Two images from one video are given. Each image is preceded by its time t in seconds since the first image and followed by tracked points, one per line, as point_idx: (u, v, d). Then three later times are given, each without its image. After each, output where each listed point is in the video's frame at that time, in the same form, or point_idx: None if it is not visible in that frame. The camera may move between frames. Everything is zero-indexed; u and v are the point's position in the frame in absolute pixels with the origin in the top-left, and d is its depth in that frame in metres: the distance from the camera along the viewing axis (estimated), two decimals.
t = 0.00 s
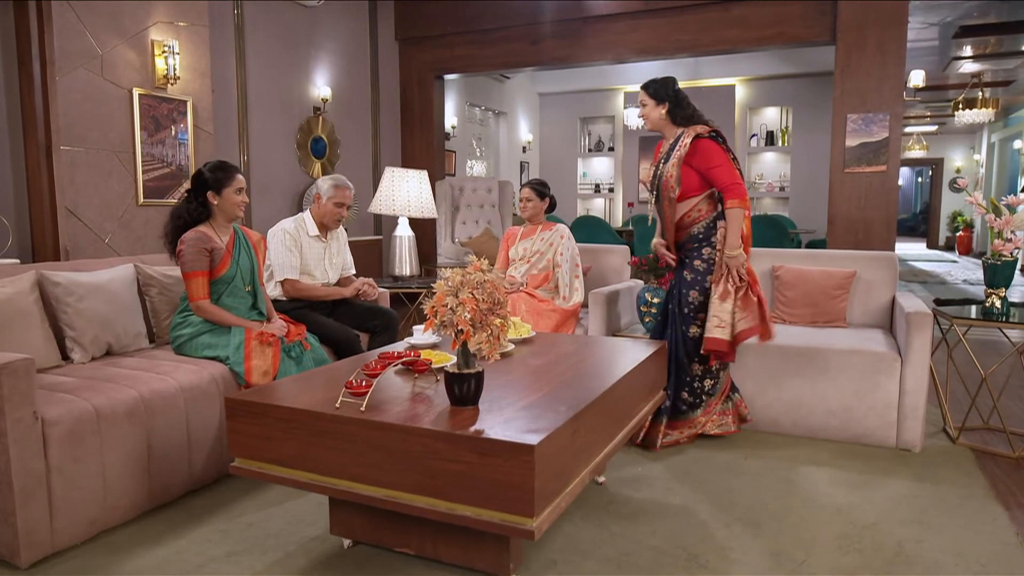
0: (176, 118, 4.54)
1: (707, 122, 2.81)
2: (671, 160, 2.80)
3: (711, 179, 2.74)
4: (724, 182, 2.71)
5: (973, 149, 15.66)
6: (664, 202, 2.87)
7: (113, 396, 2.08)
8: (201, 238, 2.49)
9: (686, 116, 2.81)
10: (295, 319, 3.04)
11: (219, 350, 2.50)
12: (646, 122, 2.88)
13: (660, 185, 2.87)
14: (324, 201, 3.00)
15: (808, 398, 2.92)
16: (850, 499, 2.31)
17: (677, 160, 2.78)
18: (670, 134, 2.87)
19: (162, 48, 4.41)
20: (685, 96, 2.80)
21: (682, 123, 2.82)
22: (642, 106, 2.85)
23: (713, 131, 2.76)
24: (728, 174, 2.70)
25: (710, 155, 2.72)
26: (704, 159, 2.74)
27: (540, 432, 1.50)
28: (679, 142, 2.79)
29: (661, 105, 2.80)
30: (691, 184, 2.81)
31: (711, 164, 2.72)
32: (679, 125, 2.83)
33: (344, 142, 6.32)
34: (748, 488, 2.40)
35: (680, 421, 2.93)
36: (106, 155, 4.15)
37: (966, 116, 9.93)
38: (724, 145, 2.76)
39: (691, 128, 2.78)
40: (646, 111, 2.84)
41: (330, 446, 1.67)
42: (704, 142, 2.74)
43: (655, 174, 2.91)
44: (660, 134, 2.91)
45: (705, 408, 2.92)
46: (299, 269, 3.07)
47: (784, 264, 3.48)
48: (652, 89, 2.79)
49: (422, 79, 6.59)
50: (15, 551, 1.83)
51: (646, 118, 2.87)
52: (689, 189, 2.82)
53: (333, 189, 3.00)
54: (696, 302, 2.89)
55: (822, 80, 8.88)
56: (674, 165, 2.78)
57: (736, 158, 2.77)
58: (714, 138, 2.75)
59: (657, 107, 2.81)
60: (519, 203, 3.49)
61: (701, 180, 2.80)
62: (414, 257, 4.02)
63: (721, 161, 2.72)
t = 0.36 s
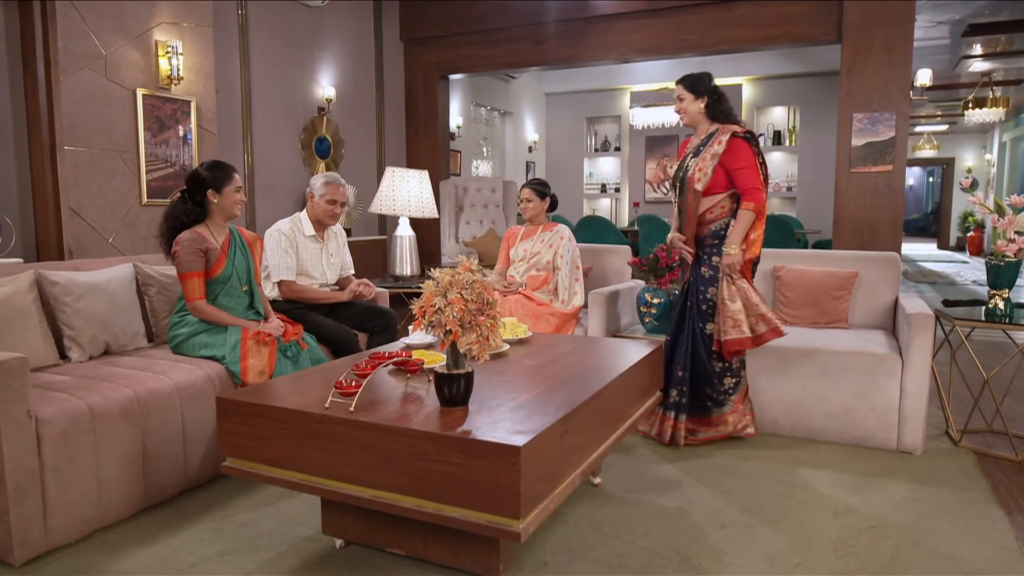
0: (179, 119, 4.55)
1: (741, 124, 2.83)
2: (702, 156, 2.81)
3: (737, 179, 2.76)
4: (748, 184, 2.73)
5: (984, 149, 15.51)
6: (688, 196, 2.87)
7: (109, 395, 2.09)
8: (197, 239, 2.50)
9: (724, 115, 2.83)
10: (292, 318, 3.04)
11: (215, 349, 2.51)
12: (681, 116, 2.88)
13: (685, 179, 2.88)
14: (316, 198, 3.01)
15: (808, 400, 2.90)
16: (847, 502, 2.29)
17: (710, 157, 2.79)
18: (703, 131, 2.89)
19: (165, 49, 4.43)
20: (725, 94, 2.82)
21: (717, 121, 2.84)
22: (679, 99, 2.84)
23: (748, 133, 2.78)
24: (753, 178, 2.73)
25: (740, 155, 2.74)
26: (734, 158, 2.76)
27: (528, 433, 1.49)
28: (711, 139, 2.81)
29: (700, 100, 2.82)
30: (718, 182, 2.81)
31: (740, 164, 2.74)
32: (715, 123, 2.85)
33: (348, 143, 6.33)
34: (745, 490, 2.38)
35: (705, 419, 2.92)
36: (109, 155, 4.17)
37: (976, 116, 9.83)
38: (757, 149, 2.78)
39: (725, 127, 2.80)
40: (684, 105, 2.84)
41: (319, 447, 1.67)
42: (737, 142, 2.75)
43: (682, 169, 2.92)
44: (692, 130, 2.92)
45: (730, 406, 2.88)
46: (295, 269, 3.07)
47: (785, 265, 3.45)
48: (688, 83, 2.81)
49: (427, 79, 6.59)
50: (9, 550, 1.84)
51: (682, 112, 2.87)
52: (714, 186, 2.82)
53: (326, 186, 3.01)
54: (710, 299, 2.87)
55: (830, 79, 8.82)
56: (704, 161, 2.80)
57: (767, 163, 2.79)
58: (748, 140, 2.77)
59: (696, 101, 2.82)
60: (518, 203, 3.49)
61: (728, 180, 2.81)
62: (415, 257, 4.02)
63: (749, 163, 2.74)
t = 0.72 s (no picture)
0: (182, 119, 4.57)
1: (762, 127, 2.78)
2: (717, 154, 2.80)
3: (742, 181, 2.74)
4: (750, 187, 2.70)
5: (995, 148, 15.35)
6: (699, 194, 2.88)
7: (103, 393, 2.09)
8: (192, 238, 2.52)
9: (747, 116, 2.80)
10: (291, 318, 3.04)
11: (211, 348, 2.52)
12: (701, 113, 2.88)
13: (697, 176, 2.88)
14: (323, 199, 3.01)
15: (808, 401, 2.88)
16: (844, 504, 2.27)
17: (723, 155, 2.77)
18: (721, 128, 2.85)
19: (168, 49, 4.45)
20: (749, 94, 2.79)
21: (738, 121, 2.81)
22: (700, 95, 2.85)
23: (766, 136, 2.74)
24: (757, 182, 2.70)
25: (749, 158, 2.72)
26: (746, 160, 2.72)
27: (514, 433, 1.48)
28: (729, 138, 2.78)
29: (719, 96, 2.80)
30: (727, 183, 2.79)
31: (749, 166, 2.71)
32: (736, 122, 2.82)
33: (352, 142, 6.34)
34: (741, 491, 2.36)
35: (737, 418, 2.88)
36: (112, 155, 4.19)
37: (986, 115, 9.74)
38: (772, 152, 2.73)
39: (744, 127, 2.76)
40: (703, 101, 2.84)
41: (308, 446, 1.66)
42: (752, 144, 2.72)
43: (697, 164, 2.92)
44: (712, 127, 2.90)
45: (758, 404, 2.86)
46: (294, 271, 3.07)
47: (786, 265, 3.43)
48: (709, 79, 2.80)
49: (431, 80, 6.59)
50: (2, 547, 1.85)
51: (701, 108, 2.87)
52: (725, 187, 2.79)
53: (334, 190, 3.01)
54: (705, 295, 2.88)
55: (837, 78, 8.76)
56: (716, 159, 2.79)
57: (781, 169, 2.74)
58: (764, 143, 2.73)
59: (715, 97, 2.81)
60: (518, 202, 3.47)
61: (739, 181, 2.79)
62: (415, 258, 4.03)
63: (757, 166, 2.70)
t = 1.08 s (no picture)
0: (184, 118, 4.59)
1: (775, 125, 2.73)
2: (729, 153, 2.76)
3: (756, 182, 2.69)
4: (766, 189, 2.64)
5: (1005, 147, 15.22)
6: (712, 194, 2.83)
7: (97, 392, 2.10)
8: (188, 237, 2.52)
9: (760, 114, 2.75)
10: (287, 318, 3.05)
11: (207, 347, 2.53)
12: (714, 110, 2.84)
13: (709, 174, 2.85)
14: (327, 202, 2.98)
15: (807, 402, 2.86)
16: (840, 505, 2.25)
17: (738, 156, 2.73)
18: (734, 126, 2.81)
19: (171, 48, 4.47)
20: (762, 92, 2.75)
21: (751, 119, 2.77)
22: (712, 93, 2.80)
23: (780, 136, 2.68)
24: (773, 183, 2.64)
25: (763, 159, 2.66)
26: (760, 161, 2.67)
27: (500, 433, 1.48)
28: (743, 137, 2.73)
29: (732, 93, 2.76)
30: (740, 183, 2.74)
31: (763, 168, 2.65)
32: (749, 120, 2.77)
33: (355, 142, 6.36)
34: (736, 493, 2.35)
35: (735, 419, 2.86)
36: (115, 154, 4.21)
37: (995, 113, 9.65)
38: (786, 153, 2.68)
39: (756, 127, 2.71)
40: (715, 99, 2.80)
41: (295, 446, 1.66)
42: (766, 145, 2.66)
43: (708, 162, 2.87)
44: (724, 125, 2.85)
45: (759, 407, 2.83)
46: (297, 270, 3.06)
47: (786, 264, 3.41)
48: (721, 77, 2.76)
49: (434, 78, 6.57)
50: None
51: (714, 106, 2.82)
52: (738, 188, 2.75)
53: (340, 195, 2.97)
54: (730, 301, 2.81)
55: (843, 77, 8.70)
56: (731, 159, 2.74)
57: (794, 169, 2.69)
58: (779, 143, 2.68)
59: (727, 95, 2.77)
60: (518, 202, 3.45)
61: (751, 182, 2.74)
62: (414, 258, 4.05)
63: (771, 167, 2.65)
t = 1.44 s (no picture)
0: (187, 118, 4.61)
1: (786, 125, 2.71)
2: (737, 153, 2.73)
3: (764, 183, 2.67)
4: (774, 190, 2.63)
5: (1017, 146, 15.06)
6: (720, 193, 2.81)
7: (91, 390, 2.11)
8: (185, 236, 2.52)
9: (771, 112, 2.73)
10: (285, 316, 3.06)
11: (203, 346, 2.54)
12: (723, 107, 2.80)
13: (717, 173, 2.82)
14: (331, 205, 2.98)
15: (805, 402, 2.84)
16: (836, 507, 2.23)
17: (747, 155, 2.70)
18: (745, 125, 2.78)
19: (173, 48, 4.48)
20: (775, 91, 2.72)
21: (761, 119, 2.75)
22: (723, 89, 2.76)
23: (790, 137, 2.67)
24: (782, 185, 2.63)
25: (773, 160, 2.64)
26: (769, 162, 2.65)
27: (486, 433, 1.47)
28: (753, 136, 2.71)
29: (744, 92, 2.72)
30: (748, 183, 2.72)
31: (772, 169, 2.63)
32: (760, 119, 2.75)
33: (359, 141, 6.37)
34: (731, 494, 2.33)
35: (733, 420, 2.84)
36: (117, 153, 4.23)
37: (1005, 111, 9.56)
38: (797, 154, 2.67)
39: (767, 127, 2.69)
40: (727, 96, 2.76)
41: (284, 445, 1.66)
42: (775, 146, 2.65)
43: (716, 160, 2.84)
44: (733, 122, 2.82)
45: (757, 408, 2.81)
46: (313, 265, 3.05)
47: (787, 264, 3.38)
48: (734, 74, 2.72)
49: (438, 77, 6.58)
50: None
51: (724, 103, 2.78)
52: (745, 187, 2.74)
53: (343, 199, 2.96)
54: (741, 302, 2.77)
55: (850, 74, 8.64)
56: (739, 159, 2.72)
57: (801, 170, 2.69)
58: (789, 144, 2.66)
59: (739, 93, 2.74)
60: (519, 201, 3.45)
61: (758, 181, 2.72)
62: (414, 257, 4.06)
63: (781, 169, 2.63)
